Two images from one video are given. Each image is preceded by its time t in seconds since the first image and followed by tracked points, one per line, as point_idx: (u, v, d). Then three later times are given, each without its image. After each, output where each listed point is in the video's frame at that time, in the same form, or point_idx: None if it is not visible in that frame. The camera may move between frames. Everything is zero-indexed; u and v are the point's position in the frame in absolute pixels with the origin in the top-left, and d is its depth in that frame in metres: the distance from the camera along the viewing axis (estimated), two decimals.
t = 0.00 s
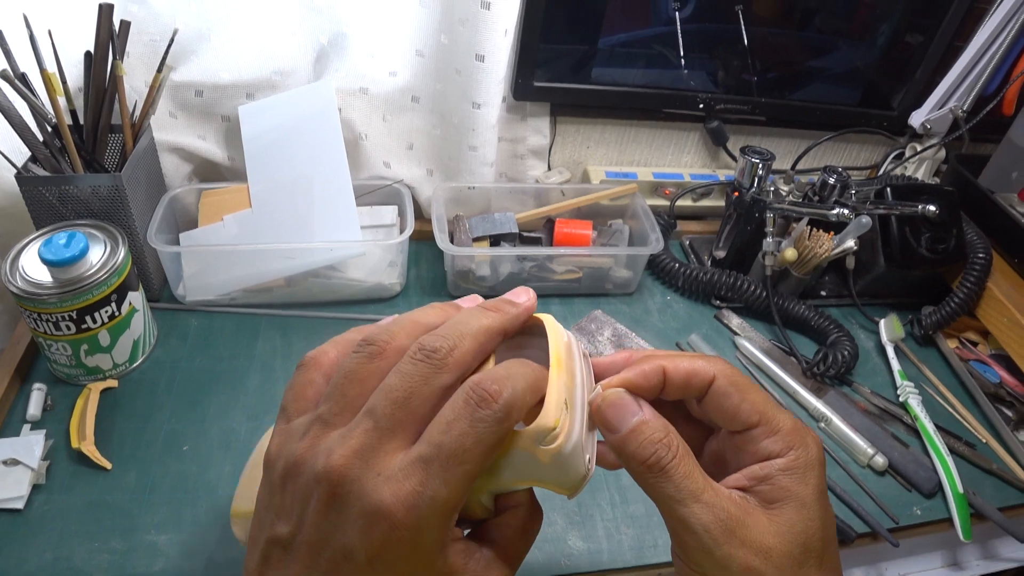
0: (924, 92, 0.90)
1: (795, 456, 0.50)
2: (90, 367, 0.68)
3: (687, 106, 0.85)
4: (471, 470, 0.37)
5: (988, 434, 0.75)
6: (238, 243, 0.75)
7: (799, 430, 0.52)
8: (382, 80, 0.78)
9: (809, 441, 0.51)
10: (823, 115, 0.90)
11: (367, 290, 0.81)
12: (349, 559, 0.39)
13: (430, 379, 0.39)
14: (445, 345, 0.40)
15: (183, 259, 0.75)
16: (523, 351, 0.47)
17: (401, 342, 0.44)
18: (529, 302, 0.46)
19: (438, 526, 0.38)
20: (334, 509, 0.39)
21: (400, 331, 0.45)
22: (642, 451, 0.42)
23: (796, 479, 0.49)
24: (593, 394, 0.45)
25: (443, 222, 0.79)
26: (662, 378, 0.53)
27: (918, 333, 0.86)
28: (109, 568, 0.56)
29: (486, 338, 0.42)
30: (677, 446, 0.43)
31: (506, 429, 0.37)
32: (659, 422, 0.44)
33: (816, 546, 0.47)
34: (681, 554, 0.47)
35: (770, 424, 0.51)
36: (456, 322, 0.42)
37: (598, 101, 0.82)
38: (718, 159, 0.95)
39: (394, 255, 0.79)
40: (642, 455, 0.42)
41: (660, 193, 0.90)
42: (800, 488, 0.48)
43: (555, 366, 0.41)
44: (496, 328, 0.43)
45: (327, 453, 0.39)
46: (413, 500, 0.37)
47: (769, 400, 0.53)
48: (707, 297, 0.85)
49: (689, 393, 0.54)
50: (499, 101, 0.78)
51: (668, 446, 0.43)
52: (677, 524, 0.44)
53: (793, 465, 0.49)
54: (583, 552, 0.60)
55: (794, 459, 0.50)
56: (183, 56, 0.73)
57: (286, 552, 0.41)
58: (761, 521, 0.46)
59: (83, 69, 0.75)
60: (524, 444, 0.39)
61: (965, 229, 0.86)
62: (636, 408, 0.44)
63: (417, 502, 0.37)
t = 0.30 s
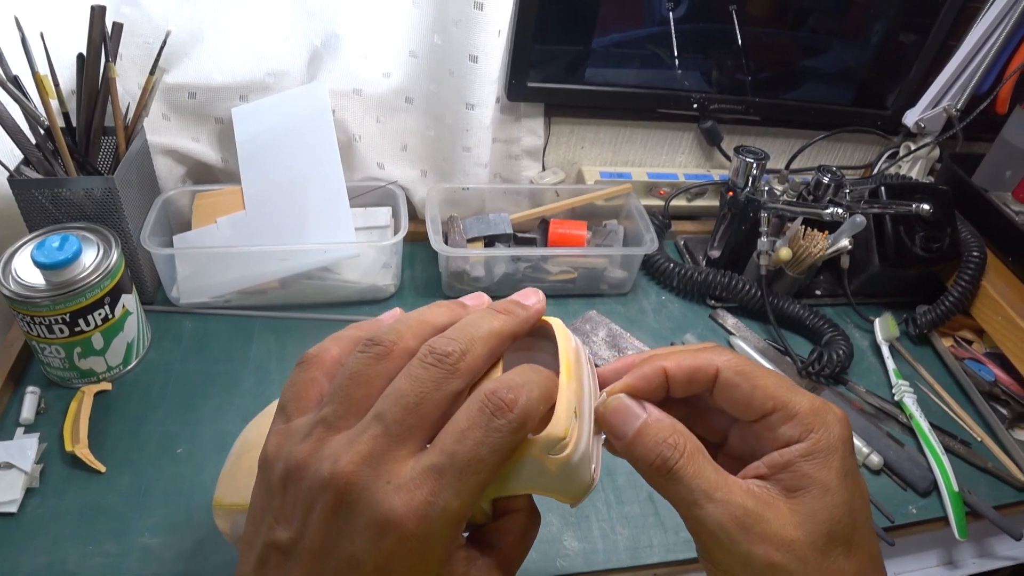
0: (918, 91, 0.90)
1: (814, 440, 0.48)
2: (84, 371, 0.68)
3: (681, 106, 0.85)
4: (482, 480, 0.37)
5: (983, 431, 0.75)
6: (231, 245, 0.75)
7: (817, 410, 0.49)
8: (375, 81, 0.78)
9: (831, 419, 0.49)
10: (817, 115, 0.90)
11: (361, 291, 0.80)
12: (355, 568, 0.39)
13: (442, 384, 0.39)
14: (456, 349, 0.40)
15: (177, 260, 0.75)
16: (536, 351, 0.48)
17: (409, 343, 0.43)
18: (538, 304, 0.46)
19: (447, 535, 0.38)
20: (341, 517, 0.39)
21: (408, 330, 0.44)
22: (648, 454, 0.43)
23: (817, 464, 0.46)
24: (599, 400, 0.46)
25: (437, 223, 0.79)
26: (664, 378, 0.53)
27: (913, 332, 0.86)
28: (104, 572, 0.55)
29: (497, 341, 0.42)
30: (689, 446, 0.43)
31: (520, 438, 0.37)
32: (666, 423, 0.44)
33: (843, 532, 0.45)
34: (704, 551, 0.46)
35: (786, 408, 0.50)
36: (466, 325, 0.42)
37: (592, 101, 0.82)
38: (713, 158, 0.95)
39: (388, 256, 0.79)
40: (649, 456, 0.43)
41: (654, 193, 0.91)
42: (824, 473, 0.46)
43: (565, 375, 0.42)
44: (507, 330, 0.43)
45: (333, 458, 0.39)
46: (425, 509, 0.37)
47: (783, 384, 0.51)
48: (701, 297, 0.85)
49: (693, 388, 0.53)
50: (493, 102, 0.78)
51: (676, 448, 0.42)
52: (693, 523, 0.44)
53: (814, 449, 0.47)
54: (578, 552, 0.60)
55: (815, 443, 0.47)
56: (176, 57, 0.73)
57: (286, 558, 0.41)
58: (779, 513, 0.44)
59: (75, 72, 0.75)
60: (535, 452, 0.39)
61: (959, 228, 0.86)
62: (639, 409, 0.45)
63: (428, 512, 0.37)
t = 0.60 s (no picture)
0: (911, 90, 0.90)
1: (811, 445, 0.47)
2: (77, 373, 0.68)
3: (674, 105, 0.85)
4: (479, 480, 0.37)
5: (977, 429, 0.75)
6: (224, 247, 0.75)
7: (814, 414, 0.49)
8: (368, 81, 0.78)
9: (830, 424, 0.49)
10: (810, 113, 0.90)
11: (355, 292, 0.80)
12: (351, 567, 0.38)
13: (439, 384, 0.39)
14: (454, 348, 0.40)
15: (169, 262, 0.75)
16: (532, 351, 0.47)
17: (407, 342, 0.43)
18: (537, 303, 0.46)
19: (444, 536, 0.38)
20: (338, 517, 0.38)
21: (406, 329, 0.44)
22: (648, 454, 0.43)
23: (813, 471, 0.46)
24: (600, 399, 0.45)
25: (431, 223, 0.79)
26: (667, 377, 0.53)
27: (907, 330, 0.86)
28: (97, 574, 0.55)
29: (495, 340, 0.42)
30: (688, 447, 0.43)
31: (518, 437, 0.37)
32: (666, 424, 0.44)
33: (838, 541, 0.45)
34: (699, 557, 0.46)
35: (783, 411, 0.50)
36: (463, 323, 0.42)
37: (585, 101, 0.82)
38: (706, 157, 0.95)
39: (382, 256, 0.79)
40: (648, 456, 0.43)
41: (648, 192, 0.91)
42: (820, 480, 0.46)
43: (564, 374, 0.42)
44: (505, 329, 0.43)
45: (329, 457, 0.39)
46: (421, 509, 0.37)
47: (780, 385, 0.51)
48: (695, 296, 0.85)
49: (695, 386, 0.54)
50: (486, 102, 0.78)
51: (675, 449, 0.42)
52: (687, 526, 0.44)
53: (810, 456, 0.47)
54: (573, 552, 0.60)
55: (812, 449, 0.47)
56: (168, 58, 0.73)
57: (281, 558, 0.41)
58: (772, 520, 0.44)
59: (67, 72, 0.74)
60: (533, 452, 0.39)
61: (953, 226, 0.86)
62: (641, 410, 0.44)
63: (425, 512, 0.37)
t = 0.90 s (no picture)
0: (906, 89, 0.90)
1: (805, 447, 0.47)
2: (72, 372, 0.68)
3: (670, 104, 0.86)
4: (476, 480, 0.37)
5: (972, 427, 0.75)
6: (219, 246, 0.75)
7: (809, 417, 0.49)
8: (364, 80, 0.78)
9: (824, 426, 0.49)
10: (806, 112, 0.90)
11: (350, 291, 0.80)
12: (347, 568, 0.38)
13: (435, 384, 0.39)
14: (450, 349, 0.40)
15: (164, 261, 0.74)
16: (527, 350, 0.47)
17: (402, 342, 0.43)
18: (533, 302, 0.46)
19: (441, 536, 0.38)
20: (333, 518, 0.38)
21: (401, 330, 0.44)
22: (640, 455, 0.43)
23: (808, 474, 0.46)
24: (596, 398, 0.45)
25: (427, 222, 0.79)
26: (661, 376, 0.53)
27: (902, 328, 0.86)
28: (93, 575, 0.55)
29: (492, 340, 0.42)
30: (680, 449, 0.43)
31: (514, 437, 0.37)
32: (659, 424, 0.44)
33: (830, 544, 0.45)
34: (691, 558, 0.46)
35: (777, 413, 0.49)
36: (460, 323, 0.42)
37: (581, 99, 0.82)
38: (702, 156, 0.96)
39: (378, 255, 0.79)
40: (640, 458, 0.43)
41: (644, 191, 0.91)
42: (814, 483, 0.46)
43: (560, 374, 0.41)
44: (501, 329, 0.43)
45: (324, 458, 0.39)
46: (417, 510, 0.37)
47: (775, 385, 0.51)
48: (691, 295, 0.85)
49: (690, 385, 0.54)
50: (482, 101, 0.78)
51: (666, 450, 0.42)
52: (679, 528, 0.44)
53: (805, 459, 0.47)
54: (568, 551, 0.60)
55: (806, 451, 0.47)
56: (163, 56, 0.73)
57: (277, 559, 0.41)
58: (764, 522, 0.44)
59: (61, 71, 0.74)
60: (529, 453, 0.39)
61: (948, 224, 0.86)
62: (634, 410, 0.44)
63: (421, 513, 0.37)
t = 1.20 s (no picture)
0: (901, 89, 0.91)
1: (814, 431, 0.47)
2: (69, 372, 0.68)
3: (665, 104, 0.86)
4: (475, 477, 0.37)
5: (965, 424, 0.76)
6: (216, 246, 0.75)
7: (813, 398, 0.49)
8: (360, 80, 0.78)
9: (833, 405, 0.49)
10: (801, 112, 0.90)
11: (347, 290, 0.81)
12: (347, 565, 0.39)
13: (435, 382, 0.39)
14: (450, 349, 0.40)
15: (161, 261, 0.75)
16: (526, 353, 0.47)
17: (400, 342, 0.43)
18: (532, 305, 0.46)
19: (440, 533, 0.38)
20: (334, 514, 0.39)
21: (403, 331, 0.44)
22: (642, 454, 0.43)
23: (819, 456, 0.46)
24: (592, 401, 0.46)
25: (423, 221, 0.80)
26: (652, 384, 0.53)
27: (897, 327, 0.86)
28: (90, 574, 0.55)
29: (492, 341, 0.42)
30: (680, 447, 0.43)
31: (512, 435, 0.37)
32: (657, 424, 0.44)
33: (846, 524, 0.45)
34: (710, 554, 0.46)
35: (781, 403, 0.49)
36: (460, 324, 0.42)
37: (577, 99, 0.82)
38: (698, 156, 0.96)
39: (374, 255, 0.79)
40: (642, 456, 0.43)
41: (640, 191, 0.91)
42: (826, 464, 0.46)
43: (558, 375, 0.42)
44: (500, 331, 0.43)
45: (325, 456, 0.39)
46: (416, 505, 0.37)
47: (777, 375, 0.51)
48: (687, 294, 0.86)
49: (683, 391, 0.54)
50: (478, 100, 0.78)
51: (666, 448, 0.43)
52: (691, 525, 0.44)
53: (814, 441, 0.47)
54: (565, 549, 0.61)
55: (816, 433, 0.47)
56: (159, 56, 0.73)
57: (279, 556, 0.41)
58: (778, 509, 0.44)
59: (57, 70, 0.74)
60: (527, 452, 0.40)
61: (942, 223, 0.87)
62: (631, 414, 0.45)
63: (420, 508, 0.37)
